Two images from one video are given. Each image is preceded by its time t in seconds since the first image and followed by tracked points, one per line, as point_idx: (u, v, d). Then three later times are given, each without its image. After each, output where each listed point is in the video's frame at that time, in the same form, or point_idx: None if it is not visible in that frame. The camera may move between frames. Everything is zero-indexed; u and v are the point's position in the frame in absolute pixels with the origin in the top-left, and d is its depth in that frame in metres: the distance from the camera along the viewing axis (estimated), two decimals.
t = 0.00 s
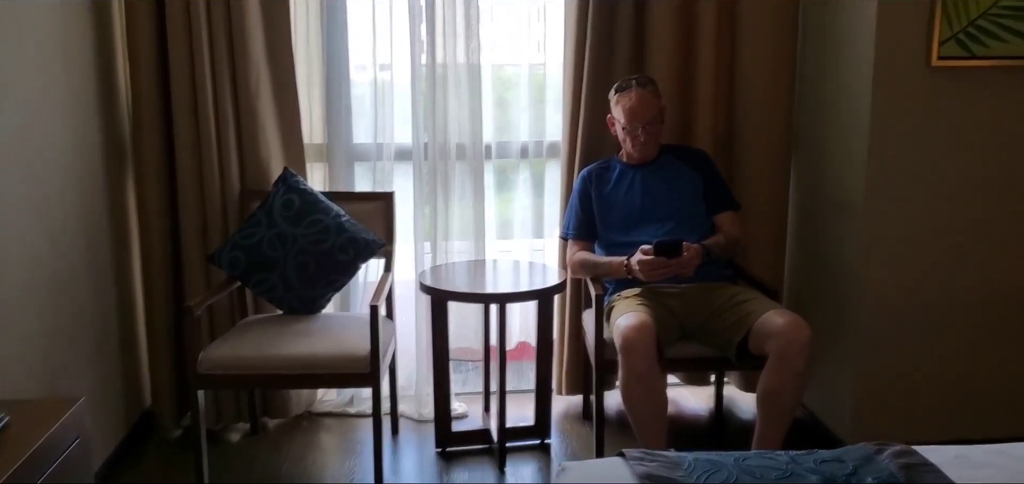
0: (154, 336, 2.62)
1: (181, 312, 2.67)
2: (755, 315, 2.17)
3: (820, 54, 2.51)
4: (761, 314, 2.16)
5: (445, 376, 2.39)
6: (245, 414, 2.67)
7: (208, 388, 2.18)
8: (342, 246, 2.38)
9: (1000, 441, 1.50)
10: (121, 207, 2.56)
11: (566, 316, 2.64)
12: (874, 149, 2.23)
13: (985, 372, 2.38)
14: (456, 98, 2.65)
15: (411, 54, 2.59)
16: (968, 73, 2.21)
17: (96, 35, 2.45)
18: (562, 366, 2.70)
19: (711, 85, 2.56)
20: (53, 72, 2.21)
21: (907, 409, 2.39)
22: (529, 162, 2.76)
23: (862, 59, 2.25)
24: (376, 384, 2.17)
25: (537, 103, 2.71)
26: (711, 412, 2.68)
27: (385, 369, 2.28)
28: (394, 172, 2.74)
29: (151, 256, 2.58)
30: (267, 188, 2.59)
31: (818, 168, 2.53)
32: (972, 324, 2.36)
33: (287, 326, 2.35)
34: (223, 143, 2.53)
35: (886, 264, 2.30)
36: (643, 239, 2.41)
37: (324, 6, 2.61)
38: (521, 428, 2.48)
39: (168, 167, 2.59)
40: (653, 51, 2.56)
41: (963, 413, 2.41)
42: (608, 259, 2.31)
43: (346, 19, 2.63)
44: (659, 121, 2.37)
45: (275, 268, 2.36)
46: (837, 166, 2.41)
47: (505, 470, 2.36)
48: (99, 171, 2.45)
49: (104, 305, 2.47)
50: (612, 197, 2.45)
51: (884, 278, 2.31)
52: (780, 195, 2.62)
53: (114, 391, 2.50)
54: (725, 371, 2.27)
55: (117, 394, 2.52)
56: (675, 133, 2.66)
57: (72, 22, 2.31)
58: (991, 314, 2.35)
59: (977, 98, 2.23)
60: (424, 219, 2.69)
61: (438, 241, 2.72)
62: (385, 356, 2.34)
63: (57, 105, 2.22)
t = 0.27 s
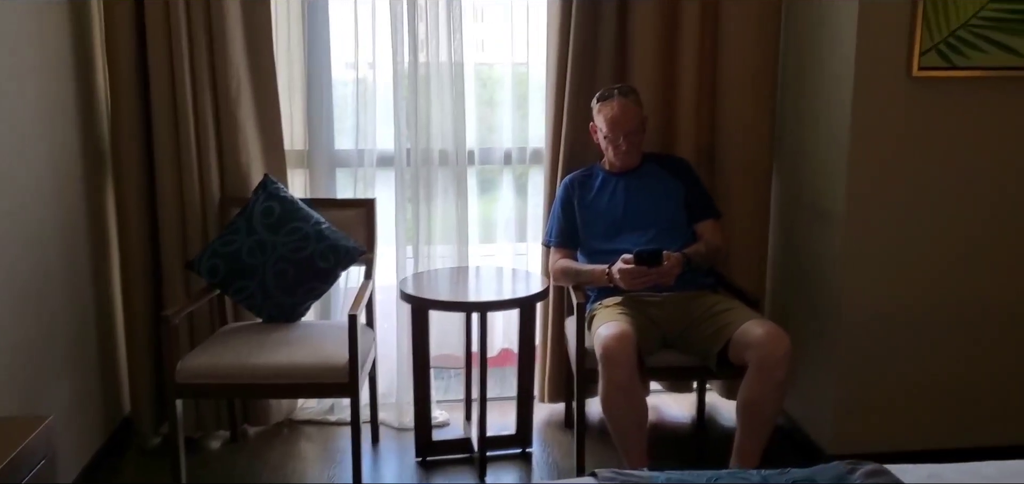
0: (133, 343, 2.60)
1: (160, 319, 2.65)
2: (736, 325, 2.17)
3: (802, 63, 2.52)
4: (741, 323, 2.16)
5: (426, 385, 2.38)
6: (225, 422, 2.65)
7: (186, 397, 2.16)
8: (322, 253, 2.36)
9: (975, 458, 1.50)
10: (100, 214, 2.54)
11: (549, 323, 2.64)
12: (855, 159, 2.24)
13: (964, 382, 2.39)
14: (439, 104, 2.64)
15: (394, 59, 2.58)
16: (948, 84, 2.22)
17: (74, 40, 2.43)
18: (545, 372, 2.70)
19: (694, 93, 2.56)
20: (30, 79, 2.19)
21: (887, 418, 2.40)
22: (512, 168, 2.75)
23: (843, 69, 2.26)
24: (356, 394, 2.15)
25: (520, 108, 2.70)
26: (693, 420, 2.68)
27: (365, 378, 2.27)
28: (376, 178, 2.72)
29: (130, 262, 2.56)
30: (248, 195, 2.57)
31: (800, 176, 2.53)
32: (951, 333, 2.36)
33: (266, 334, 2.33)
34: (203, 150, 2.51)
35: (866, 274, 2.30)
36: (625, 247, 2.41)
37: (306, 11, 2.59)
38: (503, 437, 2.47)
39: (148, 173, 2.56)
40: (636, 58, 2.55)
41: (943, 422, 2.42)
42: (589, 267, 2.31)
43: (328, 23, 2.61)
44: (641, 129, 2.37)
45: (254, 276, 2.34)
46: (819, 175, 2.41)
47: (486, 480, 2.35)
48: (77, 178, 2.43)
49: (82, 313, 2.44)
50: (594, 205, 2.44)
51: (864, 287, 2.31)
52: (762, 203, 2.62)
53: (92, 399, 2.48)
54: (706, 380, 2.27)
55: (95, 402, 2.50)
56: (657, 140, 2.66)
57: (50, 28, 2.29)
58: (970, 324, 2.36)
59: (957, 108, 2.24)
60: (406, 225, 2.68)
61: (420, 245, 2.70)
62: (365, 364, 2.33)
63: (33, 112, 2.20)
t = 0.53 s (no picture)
0: (100, 346, 2.56)
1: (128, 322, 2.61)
2: (707, 327, 2.18)
3: (774, 66, 2.54)
4: (713, 325, 2.17)
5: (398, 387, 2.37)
6: (194, 426, 2.61)
7: (153, 400, 2.13)
8: (293, 255, 2.34)
9: (941, 458, 1.52)
10: (65, 214, 2.49)
11: (521, 325, 2.63)
12: (825, 162, 2.26)
13: (932, 382, 2.42)
14: (411, 105, 2.63)
15: (366, 60, 2.56)
16: (917, 88, 2.25)
17: (39, 37, 2.38)
18: (517, 375, 2.69)
19: (666, 96, 2.57)
20: None
21: (856, 418, 2.43)
22: (485, 170, 2.74)
23: (814, 73, 2.28)
24: (326, 397, 2.14)
25: (493, 110, 2.70)
26: (665, 421, 2.69)
27: (336, 380, 2.25)
28: (348, 179, 2.70)
29: (96, 263, 2.51)
30: (218, 196, 2.54)
31: (771, 179, 2.55)
32: (919, 335, 2.39)
33: (236, 336, 2.30)
34: (172, 150, 2.47)
35: (836, 276, 2.33)
36: (597, 249, 2.41)
37: (277, 9, 2.57)
38: (475, 439, 2.46)
39: (116, 173, 2.52)
40: (610, 60, 2.56)
41: (911, 422, 2.44)
42: (562, 269, 2.31)
43: (300, 23, 2.58)
44: (614, 131, 2.37)
45: (223, 278, 2.32)
46: (790, 178, 2.43)
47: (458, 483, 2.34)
48: (43, 178, 2.38)
49: (47, 314, 2.40)
50: (567, 208, 2.44)
51: (833, 288, 2.33)
52: (734, 206, 2.64)
53: (57, 403, 2.43)
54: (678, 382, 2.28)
55: (60, 406, 2.46)
56: (630, 142, 2.67)
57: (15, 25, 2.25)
58: (938, 326, 2.39)
59: (925, 112, 2.26)
60: (378, 226, 2.66)
61: (392, 247, 2.69)
62: (336, 366, 2.31)
63: None
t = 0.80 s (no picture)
0: (96, 349, 2.56)
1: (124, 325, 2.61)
2: (703, 331, 2.18)
3: (770, 71, 2.55)
4: (709, 330, 2.18)
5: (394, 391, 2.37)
6: (190, 429, 2.62)
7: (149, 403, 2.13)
8: (289, 258, 2.34)
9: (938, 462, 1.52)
10: (63, 217, 2.50)
11: (517, 329, 2.64)
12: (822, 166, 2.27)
13: (927, 386, 2.43)
14: (408, 109, 2.64)
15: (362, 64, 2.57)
16: (913, 92, 2.26)
17: (37, 40, 2.39)
18: (512, 378, 2.70)
19: (662, 100, 2.58)
20: None
21: (851, 422, 2.43)
22: (481, 174, 2.75)
23: (810, 77, 2.29)
24: (323, 401, 2.14)
25: (488, 113, 2.70)
26: (661, 425, 2.70)
27: (332, 384, 2.25)
28: (344, 183, 2.71)
29: (93, 266, 2.52)
30: (214, 199, 2.54)
31: (768, 183, 2.56)
32: (915, 338, 2.40)
33: (233, 339, 2.31)
34: (169, 153, 2.48)
35: (832, 280, 2.33)
36: (593, 253, 2.41)
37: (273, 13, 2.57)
38: (471, 443, 2.47)
39: (113, 176, 2.52)
40: (606, 64, 2.57)
41: (907, 426, 2.45)
42: (558, 273, 2.31)
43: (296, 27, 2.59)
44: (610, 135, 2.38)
45: (220, 282, 2.32)
46: (786, 182, 2.44)
47: None
48: (41, 181, 2.39)
49: (45, 317, 2.40)
50: (563, 211, 2.45)
51: (830, 292, 2.34)
52: (730, 210, 2.65)
53: (54, 406, 2.43)
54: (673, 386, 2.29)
55: (57, 409, 2.46)
56: (626, 146, 2.68)
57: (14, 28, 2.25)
58: (934, 330, 2.40)
59: (921, 117, 2.27)
60: (374, 230, 2.67)
61: (387, 250, 2.69)
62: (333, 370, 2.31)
63: None
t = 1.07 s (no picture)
0: (100, 370, 2.56)
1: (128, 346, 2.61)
2: (709, 353, 2.17)
3: (773, 93, 2.55)
4: (715, 352, 2.16)
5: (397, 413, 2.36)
6: (193, 451, 2.61)
7: (152, 424, 2.12)
8: (293, 279, 2.34)
9: None
10: (68, 239, 2.50)
11: (521, 351, 2.63)
12: (825, 187, 2.27)
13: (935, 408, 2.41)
14: (412, 130, 2.65)
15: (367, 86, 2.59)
16: (917, 114, 2.26)
17: (45, 63, 2.41)
18: (516, 400, 2.69)
19: (666, 121, 2.59)
20: None
21: (857, 445, 2.41)
22: (484, 194, 2.75)
23: (814, 99, 2.29)
24: (326, 423, 2.13)
25: (491, 134, 2.71)
26: (667, 447, 2.68)
27: (335, 406, 2.24)
28: (348, 204, 2.71)
29: (98, 287, 2.52)
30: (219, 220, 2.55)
31: (772, 204, 2.56)
32: (921, 360, 2.38)
33: (237, 361, 2.30)
34: (175, 175, 2.49)
35: (837, 301, 2.33)
36: (597, 274, 2.41)
37: (278, 36, 2.59)
38: (475, 465, 2.45)
39: (118, 197, 2.54)
40: (609, 86, 2.58)
41: (915, 448, 2.43)
42: (562, 294, 2.31)
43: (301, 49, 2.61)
44: (614, 156, 2.39)
45: (224, 303, 2.32)
46: (790, 203, 2.44)
47: None
48: (47, 202, 2.40)
49: (49, 338, 2.40)
50: (566, 232, 2.45)
51: (835, 313, 2.33)
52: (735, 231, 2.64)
53: (57, 427, 2.43)
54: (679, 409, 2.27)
55: (60, 431, 2.45)
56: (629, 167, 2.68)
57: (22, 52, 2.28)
58: (941, 352, 2.38)
59: (925, 138, 2.27)
60: (378, 251, 2.67)
61: (391, 271, 2.69)
62: (337, 392, 2.30)
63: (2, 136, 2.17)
